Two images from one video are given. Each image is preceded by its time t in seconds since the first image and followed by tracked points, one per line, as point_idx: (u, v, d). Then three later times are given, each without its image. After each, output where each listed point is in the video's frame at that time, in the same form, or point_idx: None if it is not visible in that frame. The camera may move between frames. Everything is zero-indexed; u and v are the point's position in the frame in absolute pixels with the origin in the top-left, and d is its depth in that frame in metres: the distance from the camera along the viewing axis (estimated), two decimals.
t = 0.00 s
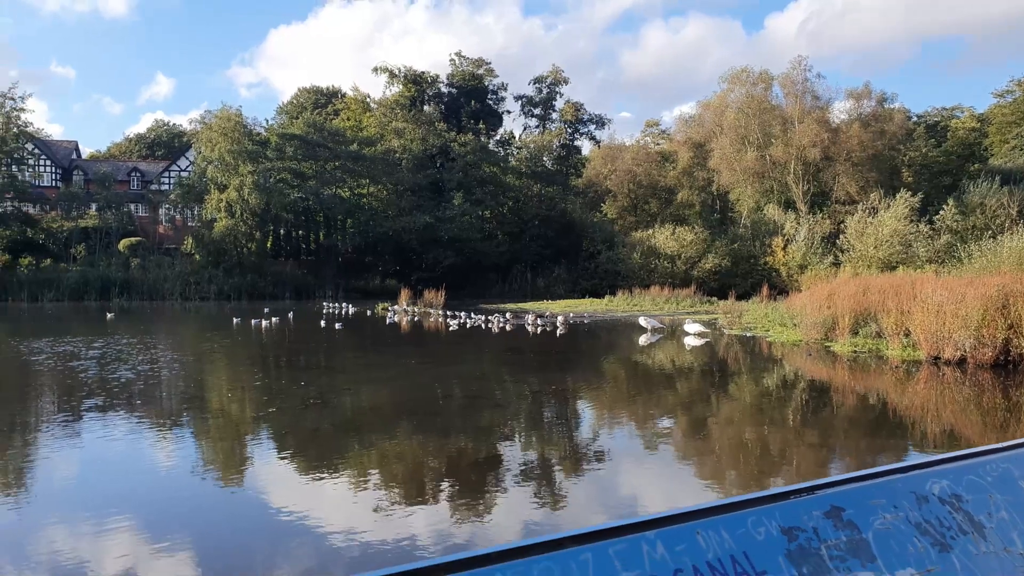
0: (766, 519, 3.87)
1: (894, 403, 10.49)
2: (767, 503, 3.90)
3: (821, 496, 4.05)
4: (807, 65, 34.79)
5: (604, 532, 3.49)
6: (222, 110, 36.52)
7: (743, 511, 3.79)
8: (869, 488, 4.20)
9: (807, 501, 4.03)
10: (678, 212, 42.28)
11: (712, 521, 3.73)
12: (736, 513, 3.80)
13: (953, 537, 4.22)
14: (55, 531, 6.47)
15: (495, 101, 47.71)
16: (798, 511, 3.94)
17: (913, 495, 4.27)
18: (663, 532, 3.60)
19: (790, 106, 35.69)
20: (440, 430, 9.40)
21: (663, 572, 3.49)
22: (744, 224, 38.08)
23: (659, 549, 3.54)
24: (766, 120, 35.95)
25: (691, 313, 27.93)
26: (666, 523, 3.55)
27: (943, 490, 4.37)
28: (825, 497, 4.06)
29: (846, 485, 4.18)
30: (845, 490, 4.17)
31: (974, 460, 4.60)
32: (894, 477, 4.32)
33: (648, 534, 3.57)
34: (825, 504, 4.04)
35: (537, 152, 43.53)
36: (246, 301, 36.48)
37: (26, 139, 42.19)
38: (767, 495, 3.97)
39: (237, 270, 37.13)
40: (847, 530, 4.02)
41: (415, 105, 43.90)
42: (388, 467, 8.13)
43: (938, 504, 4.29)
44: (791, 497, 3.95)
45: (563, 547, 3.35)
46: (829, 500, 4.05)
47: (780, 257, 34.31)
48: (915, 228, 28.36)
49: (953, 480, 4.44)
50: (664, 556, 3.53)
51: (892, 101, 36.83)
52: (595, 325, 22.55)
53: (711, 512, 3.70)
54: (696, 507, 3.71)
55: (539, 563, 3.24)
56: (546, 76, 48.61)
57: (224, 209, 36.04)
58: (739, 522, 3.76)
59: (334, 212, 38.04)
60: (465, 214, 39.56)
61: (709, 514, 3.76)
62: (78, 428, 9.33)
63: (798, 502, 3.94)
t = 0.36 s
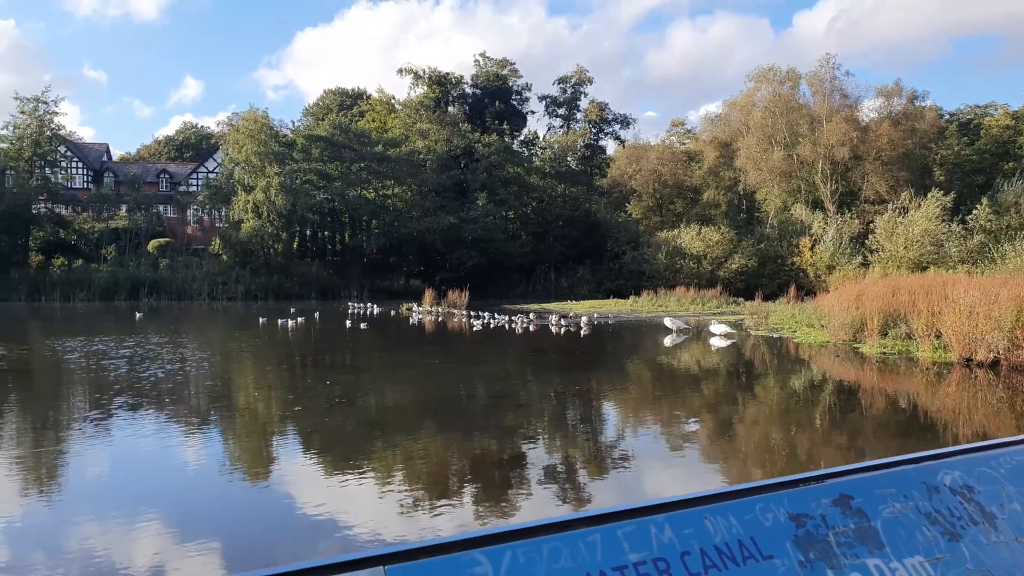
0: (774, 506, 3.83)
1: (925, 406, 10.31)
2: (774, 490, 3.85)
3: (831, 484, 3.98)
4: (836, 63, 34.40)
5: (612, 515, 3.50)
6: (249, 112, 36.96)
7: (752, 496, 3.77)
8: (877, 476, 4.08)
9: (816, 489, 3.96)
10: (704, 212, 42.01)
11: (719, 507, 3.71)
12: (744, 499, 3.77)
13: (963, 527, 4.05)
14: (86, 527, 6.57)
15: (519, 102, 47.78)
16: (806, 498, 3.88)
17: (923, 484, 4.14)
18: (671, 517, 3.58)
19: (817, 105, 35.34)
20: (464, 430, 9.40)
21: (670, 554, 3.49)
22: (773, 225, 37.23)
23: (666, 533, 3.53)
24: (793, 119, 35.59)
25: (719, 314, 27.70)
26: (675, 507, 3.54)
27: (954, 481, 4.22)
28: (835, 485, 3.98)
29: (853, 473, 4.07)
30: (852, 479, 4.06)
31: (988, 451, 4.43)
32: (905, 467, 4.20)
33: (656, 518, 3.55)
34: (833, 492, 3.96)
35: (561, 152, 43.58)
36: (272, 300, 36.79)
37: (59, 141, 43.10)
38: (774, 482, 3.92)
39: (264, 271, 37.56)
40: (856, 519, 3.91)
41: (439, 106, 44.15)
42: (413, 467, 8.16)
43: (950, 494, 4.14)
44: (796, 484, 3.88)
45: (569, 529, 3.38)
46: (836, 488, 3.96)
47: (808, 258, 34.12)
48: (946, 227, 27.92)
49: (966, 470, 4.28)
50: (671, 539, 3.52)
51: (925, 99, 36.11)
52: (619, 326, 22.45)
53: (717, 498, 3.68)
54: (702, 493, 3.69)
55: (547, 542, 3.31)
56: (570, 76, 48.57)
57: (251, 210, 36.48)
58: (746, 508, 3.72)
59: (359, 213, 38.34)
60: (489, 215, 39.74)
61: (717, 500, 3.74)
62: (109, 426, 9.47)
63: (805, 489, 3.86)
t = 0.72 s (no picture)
0: (781, 494, 4.05)
1: (960, 409, 10.13)
2: (781, 479, 4.09)
3: (837, 473, 4.20)
4: (866, 60, 33.94)
5: (621, 499, 3.78)
6: (277, 114, 37.41)
7: (759, 484, 4.01)
8: (884, 468, 4.30)
9: (823, 478, 4.20)
10: (731, 212, 41.63)
11: (724, 494, 3.97)
12: (749, 487, 4.02)
13: (970, 517, 4.23)
14: (118, 522, 6.70)
15: (543, 102, 47.73)
16: (811, 486, 4.10)
17: (931, 475, 4.34)
18: (677, 502, 3.85)
19: (847, 103, 34.90)
20: (490, 430, 9.45)
21: (677, 537, 3.74)
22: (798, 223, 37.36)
23: (673, 517, 3.79)
24: (822, 117, 35.12)
25: (746, 315, 27.46)
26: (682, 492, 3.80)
27: (962, 473, 4.40)
28: (840, 475, 4.21)
29: (861, 464, 4.31)
30: (860, 469, 4.29)
31: (997, 446, 4.64)
32: (912, 460, 4.42)
33: (663, 503, 3.81)
34: (840, 481, 4.19)
35: (586, 152, 43.53)
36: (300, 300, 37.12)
37: (92, 144, 43.84)
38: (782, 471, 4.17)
39: (292, 271, 38.01)
40: (863, 507, 4.11)
41: (464, 107, 44.35)
42: (438, 467, 8.19)
43: (957, 485, 4.32)
44: (804, 473, 4.12)
45: (580, 512, 3.67)
46: (843, 478, 4.19)
47: (837, 258, 33.75)
48: (980, 227, 27.39)
49: (975, 463, 4.47)
50: (678, 523, 3.78)
51: (957, 96, 36.09)
52: (645, 327, 22.35)
53: (724, 486, 3.93)
54: (711, 479, 3.95)
55: (557, 523, 3.58)
56: (595, 76, 48.46)
57: (279, 212, 36.98)
58: (752, 495, 3.96)
59: (385, 214, 38.64)
60: (513, 215, 39.85)
61: (722, 488, 4.01)
62: (141, 424, 9.62)
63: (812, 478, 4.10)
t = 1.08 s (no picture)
0: (783, 478, 4.26)
1: (996, 414, 9.91)
2: (783, 465, 4.30)
3: (838, 461, 4.40)
4: (898, 58, 33.39)
5: (627, 482, 4.00)
6: (304, 117, 37.80)
7: (761, 470, 4.22)
8: (886, 456, 4.49)
9: (825, 466, 4.40)
10: (758, 213, 41.21)
11: (728, 479, 4.18)
12: (752, 472, 4.23)
13: (970, 504, 4.41)
14: (148, 521, 6.76)
15: (568, 103, 47.65)
16: (813, 472, 4.31)
17: (932, 463, 4.52)
18: (681, 485, 4.07)
19: (877, 102, 34.29)
20: (514, 431, 9.43)
21: (680, 517, 3.96)
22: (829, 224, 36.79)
23: (677, 499, 4.02)
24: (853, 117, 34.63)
25: (773, 316, 27.21)
26: (685, 475, 4.01)
27: (964, 463, 4.59)
28: (842, 463, 4.40)
29: (863, 453, 4.50)
30: (861, 458, 4.49)
31: (999, 437, 4.82)
32: (913, 449, 4.61)
33: (668, 485, 4.03)
34: (841, 469, 4.39)
35: (612, 152, 43.41)
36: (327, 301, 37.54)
37: (123, 147, 44.54)
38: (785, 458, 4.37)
39: (318, 272, 38.35)
40: (862, 493, 4.31)
41: (489, 108, 44.55)
42: (462, 468, 8.18)
43: (958, 474, 4.51)
44: (806, 460, 4.33)
45: (588, 492, 3.89)
46: (845, 466, 4.39)
47: (867, 259, 33.40)
48: (1016, 227, 26.85)
49: (977, 452, 4.65)
50: (681, 504, 4.00)
51: (991, 95, 35.98)
52: (671, 328, 22.23)
53: (728, 470, 4.15)
54: (715, 464, 4.16)
55: (566, 502, 3.82)
56: (621, 76, 48.30)
57: (306, 214, 37.31)
58: (755, 480, 4.18)
59: (410, 216, 38.86)
60: (538, 216, 39.90)
61: (726, 473, 4.21)
62: (171, 423, 9.75)
63: (814, 465, 4.30)
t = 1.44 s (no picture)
0: (782, 465, 4.61)
1: None
2: (783, 452, 4.65)
3: (837, 449, 4.74)
4: (932, 55, 32.77)
5: (633, 466, 4.37)
6: (333, 119, 38.23)
7: (760, 457, 4.57)
8: (885, 446, 4.84)
9: (824, 454, 4.74)
10: (788, 213, 40.72)
11: (729, 464, 4.53)
12: (753, 459, 4.58)
13: (967, 492, 4.78)
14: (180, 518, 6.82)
15: (595, 103, 47.53)
16: (812, 460, 4.66)
17: (931, 453, 4.87)
18: (684, 469, 4.42)
19: (910, 100, 33.62)
20: (540, 432, 9.43)
21: (681, 499, 4.33)
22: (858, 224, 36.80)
23: (679, 482, 4.38)
24: (884, 115, 34.14)
25: (802, 318, 26.92)
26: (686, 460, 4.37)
27: (963, 454, 4.93)
28: (841, 451, 4.75)
29: (863, 443, 4.84)
30: (861, 447, 4.83)
31: (999, 430, 5.15)
32: (914, 439, 4.95)
33: (670, 470, 4.40)
34: (840, 457, 4.73)
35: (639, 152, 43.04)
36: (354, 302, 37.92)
37: (155, 150, 45.48)
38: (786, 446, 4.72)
39: (346, 273, 38.66)
40: (859, 480, 4.67)
41: (516, 109, 44.73)
42: (488, 468, 8.22)
43: (957, 464, 4.87)
44: (805, 448, 4.68)
45: (595, 474, 4.25)
46: (843, 454, 4.74)
47: (901, 259, 33.09)
48: None
49: (975, 444, 5.00)
50: (683, 487, 4.37)
51: None
52: (699, 329, 22.14)
53: (729, 457, 4.49)
54: (717, 451, 4.51)
55: (573, 483, 4.19)
56: (648, 76, 48.11)
57: (334, 215, 37.62)
58: (755, 466, 4.53)
59: (436, 217, 39.10)
60: (564, 217, 39.93)
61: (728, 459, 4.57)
62: (202, 422, 9.86)
63: (813, 453, 4.65)
